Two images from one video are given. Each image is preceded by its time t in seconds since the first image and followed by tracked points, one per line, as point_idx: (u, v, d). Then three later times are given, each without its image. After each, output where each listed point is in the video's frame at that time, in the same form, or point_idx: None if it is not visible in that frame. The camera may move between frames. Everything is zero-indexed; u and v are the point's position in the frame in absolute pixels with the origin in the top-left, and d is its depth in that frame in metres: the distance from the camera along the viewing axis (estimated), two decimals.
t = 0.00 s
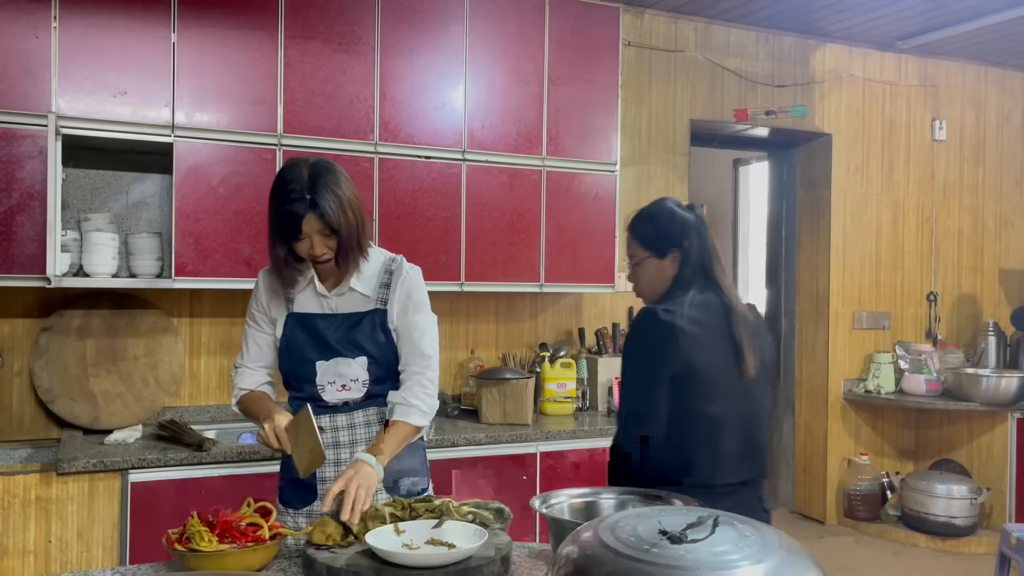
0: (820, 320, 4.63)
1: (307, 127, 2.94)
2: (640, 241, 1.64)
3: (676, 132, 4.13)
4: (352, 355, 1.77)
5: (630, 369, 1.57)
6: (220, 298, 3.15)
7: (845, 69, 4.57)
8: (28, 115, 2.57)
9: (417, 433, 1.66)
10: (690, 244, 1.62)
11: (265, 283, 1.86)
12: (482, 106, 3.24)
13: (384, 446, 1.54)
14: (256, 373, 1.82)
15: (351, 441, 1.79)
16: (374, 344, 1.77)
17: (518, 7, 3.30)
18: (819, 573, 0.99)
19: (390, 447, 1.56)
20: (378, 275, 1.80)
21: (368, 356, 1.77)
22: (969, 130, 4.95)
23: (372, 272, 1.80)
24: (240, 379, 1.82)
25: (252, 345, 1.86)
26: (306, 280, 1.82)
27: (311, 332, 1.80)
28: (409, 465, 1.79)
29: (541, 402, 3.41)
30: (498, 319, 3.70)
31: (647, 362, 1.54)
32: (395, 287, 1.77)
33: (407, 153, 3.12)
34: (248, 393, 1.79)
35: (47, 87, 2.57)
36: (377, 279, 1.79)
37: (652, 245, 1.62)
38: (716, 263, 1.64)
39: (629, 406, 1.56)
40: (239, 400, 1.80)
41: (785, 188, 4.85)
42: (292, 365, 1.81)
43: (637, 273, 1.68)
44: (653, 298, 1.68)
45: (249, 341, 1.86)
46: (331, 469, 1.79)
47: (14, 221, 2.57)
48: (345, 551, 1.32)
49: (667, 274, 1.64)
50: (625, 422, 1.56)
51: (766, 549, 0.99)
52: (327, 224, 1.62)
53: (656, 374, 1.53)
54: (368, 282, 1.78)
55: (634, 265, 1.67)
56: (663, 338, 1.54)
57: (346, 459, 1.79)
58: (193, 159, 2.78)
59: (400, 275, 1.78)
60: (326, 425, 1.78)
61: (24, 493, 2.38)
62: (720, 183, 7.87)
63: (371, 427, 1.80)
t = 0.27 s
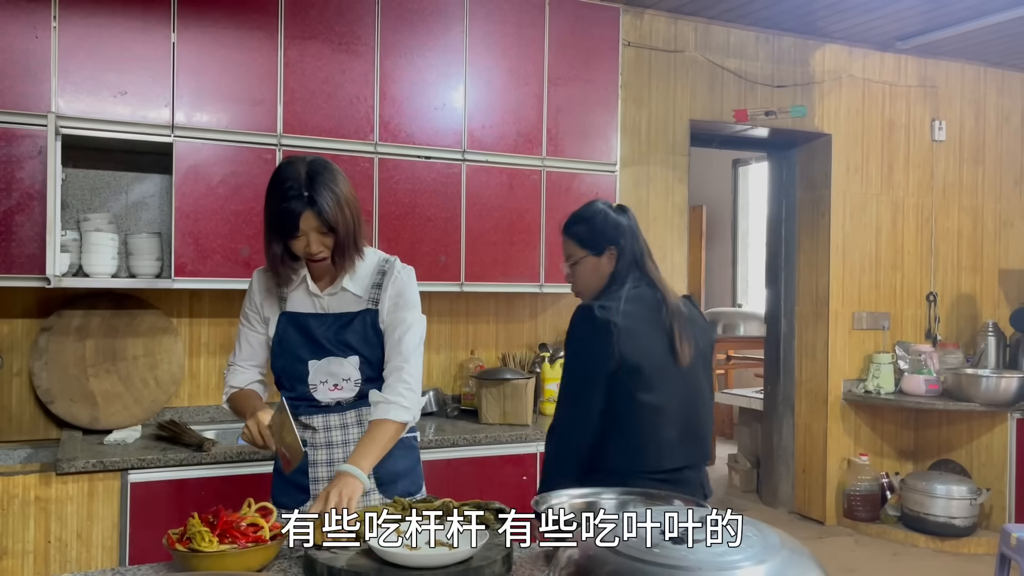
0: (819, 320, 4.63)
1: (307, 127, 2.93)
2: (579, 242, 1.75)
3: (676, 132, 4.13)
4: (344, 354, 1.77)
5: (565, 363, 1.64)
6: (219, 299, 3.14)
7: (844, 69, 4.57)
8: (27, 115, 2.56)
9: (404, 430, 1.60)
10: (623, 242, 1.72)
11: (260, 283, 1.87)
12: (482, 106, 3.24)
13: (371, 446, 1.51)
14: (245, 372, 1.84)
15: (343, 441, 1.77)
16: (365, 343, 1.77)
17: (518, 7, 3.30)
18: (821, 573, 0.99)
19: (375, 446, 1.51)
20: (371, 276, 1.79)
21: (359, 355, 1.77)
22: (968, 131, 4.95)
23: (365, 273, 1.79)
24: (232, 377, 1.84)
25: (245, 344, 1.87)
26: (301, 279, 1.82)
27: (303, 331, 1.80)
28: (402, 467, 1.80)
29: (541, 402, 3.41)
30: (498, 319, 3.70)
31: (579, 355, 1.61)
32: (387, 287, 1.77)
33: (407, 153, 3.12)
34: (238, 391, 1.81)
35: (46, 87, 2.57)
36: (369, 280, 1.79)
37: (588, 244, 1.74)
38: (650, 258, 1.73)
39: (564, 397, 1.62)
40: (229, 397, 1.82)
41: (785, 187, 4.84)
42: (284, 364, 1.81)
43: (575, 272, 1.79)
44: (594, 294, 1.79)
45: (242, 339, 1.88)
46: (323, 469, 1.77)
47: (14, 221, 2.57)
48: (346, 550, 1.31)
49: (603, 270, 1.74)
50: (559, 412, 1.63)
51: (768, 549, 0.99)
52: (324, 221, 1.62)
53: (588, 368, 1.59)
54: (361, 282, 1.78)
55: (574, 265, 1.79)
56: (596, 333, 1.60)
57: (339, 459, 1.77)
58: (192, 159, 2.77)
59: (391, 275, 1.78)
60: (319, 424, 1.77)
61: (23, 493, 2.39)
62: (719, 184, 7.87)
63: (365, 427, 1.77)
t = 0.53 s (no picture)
0: (819, 321, 4.63)
1: (307, 127, 2.93)
2: (546, 246, 1.79)
3: (676, 132, 4.13)
4: (339, 354, 1.77)
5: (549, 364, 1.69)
6: (219, 299, 3.14)
7: (844, 70, 4.57)
8: (27, 115, 2.56)
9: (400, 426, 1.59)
10: (585, 244, 1.80)
11: (259, 280, 1.86)
12: (482, 107, 3.24)
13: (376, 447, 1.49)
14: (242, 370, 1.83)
15: (337, 441, 1.76)
16: (360, 344, 1.77)
17: (518, 7, 3.30)
18: (824, 575, 0.98)
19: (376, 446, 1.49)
20: (369, 276, 1.79)
21: (355, 355, 1.77)
22: (968, 131, 4.94)
23: (362, 273, 1.79)
24: (228, 375, 1.83)
25: (242, 342, 1.86)
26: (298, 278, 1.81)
27: (299, 331, 1.79)
28: (396, 467, 1.80)
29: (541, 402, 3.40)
30: (498, 319, 3.70)
31: (565, 357, 1.66)
32: (383, 287, 1.77)
33: (407, 153, 3.12)
34: (233, 388, 1.80)
35: (46, 87, 2.57)
36: (366, 280, 1.79)
37: (558, 247, 1.79)
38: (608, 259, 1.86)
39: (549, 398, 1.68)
40: (225, 394, 1.81)
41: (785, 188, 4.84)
42: (279, 363, 1.80)
43: (540, 275, 1.84)
44: (557, 293, 1.85)
45: (239, 337, 1.87)
46: (317, 468, 1.77)
47: (13, 222, 2.56)
48: (347, 551, 1.31)
49: (568, 271, 1.81)
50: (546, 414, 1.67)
51: (770, 551, 0.98)
52: (325, 216, 1.62)
53: (574, 368, 1.65)
54: (358, 282, 1.78)
55: (539, 266, 1.83)
56: (580, 334, 1.67)
57: (333, 459, 1.77)
58: (192, 159, 2.77)
59: (389, 276, 1.78)
60: (314, 423, 1.76)
61: (22, 494, 2.39)
62: (719, 184, 7.87)
63: (360, 427, 1.77)
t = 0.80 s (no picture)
0: (820, 320, 4.63)
1: (307, 127, 2.93)
2: (541, 238, 1.82)
3: (676, 132, 4.13)
4: (340, 353, 1.77)
5: (560, 354, 1.76)
6: (219, 299, 3.14)
7: (845, 69, 4.57)
8: (27, 115, 2.55)
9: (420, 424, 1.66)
10: (570, 238, 1.87)
11: (258, 279, 1.84)
12: (482, 106, 3.24)
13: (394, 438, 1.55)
14: (239, 369, 1.79)
15: (335, 441, 1.76)
16: (361, 344, 1.77)
17: (518, 7, 3.29)
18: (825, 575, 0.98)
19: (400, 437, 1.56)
20: (370, 277, 1.80)
21: (355, 355, 1.77)
22: (968, 131, 4.94)
23: (363, 273, 1.80)
24: (224, 374, 1.80)
25: (239, 341, 1.83)
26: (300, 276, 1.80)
27: (299, 329, 1.78)
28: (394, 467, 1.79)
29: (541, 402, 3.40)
30: (498, 319, 3.69)
31: (579, 344, 1.74)
32: (386, 288, 1.79)
33: (407, 152, 3.11)
34: (230, 387, 1.77)
35: (46, 87, 2.56)
36: (368, 280, 1.80)
37: (553, 240, 1.82)
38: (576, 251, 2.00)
39: (565, 386, 1.75)
40: (221, 394, 1.77)
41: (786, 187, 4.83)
42: (278, 361, 1.78)
43: (531, 267, 1.84)
44: (543, 288, 1.87)
45: (236, 337, 1.84)
46: (314, 467, 1.76)
47: (13, 221, 2.56)
48: (348, 552, 1.31)
49: (557, 265, 1.86)
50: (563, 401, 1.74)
51: (772, 551, 0.98)
52: (333, 210, 1.62)
53: (590, 355, 1.75)
54: (360, 281, 1.79)
55: (533, 260, 1.83)
56: (595, 320, 1.78)
57: (330, 459, 1.76)
58: (192, 159, 2.77)
59: (391, 277, 1.79)
60: (311, 423, 1.76)
61: (23, 494, 2.38)
62: (720, 184, 7.87)
63: (357, 427, 1.76)
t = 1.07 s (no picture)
0: (820, 319, 4.63)
1: (307, 126, 2.93)
2: (540, 236, 1.80)
3: (677, 131, 4.12)
4: (343, 352, 1.77)
5: (578, 347, 1.75)
6: (220, 298, 3.14)
7: (845, 68, 4.56)
8: (27, 114, 2.55)
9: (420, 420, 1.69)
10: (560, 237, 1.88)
11: (255, 279, 1.82)
12: (483, 105, 3.24)
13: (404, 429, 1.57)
14: (235, 369, 1.77)
15: (339, 439, 1.74)
16: (365, 343, 1.78)
17: (518, 6, 3.29)
18: None
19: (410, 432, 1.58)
20: (371, 277, 1.82)
21: (359, 353, 1.78)
22: (969, 130, 4.93)
23: (364, 274, 1.82)
24: (218, 374, 1.77)
25: (234, 342, 1.80)
26: (301, 274, 1.80)
27: (302, 328, 1.78)
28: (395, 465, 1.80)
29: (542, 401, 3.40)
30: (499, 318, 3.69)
31: (596, 336, 1.75)
32: (389, 288, 1.81)
33: (408, 152, 3.11)
34: (226, 389, 1.74)
35: (47, 86, 2.56)
36: (369, 280, 1.82)
37: (549, 239, 1.82)
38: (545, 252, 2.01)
39: (587, 378, 1.73)
40: (216, 395, 1.74)
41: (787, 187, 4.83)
42: (280, 360, 1.77)
43: (531, 267, 1.80)
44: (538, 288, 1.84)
45: (231, 337, 1.81)
46: (319, 468, 1.73)
47: (14, 221, 2.56)
48: (348, 552, 1.31)
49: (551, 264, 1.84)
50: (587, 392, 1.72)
51: (772, 551, 0.98)
52: (344, 206, 1.63)
53: (606, 346, 1.76)
54: (361, 281, 1.81)
55: (533, 259, 1.80)
56: (603, 314, 1.81)
57: (335, 458, 1.74)
58: (193, 158, 2.77)
59: (392, 278, 1.82)
60: (315, 423, 1.73)
61: (24, 493, 2.38)
62: (721, 183, 7.86)
63: (361, 425, 1.76)
